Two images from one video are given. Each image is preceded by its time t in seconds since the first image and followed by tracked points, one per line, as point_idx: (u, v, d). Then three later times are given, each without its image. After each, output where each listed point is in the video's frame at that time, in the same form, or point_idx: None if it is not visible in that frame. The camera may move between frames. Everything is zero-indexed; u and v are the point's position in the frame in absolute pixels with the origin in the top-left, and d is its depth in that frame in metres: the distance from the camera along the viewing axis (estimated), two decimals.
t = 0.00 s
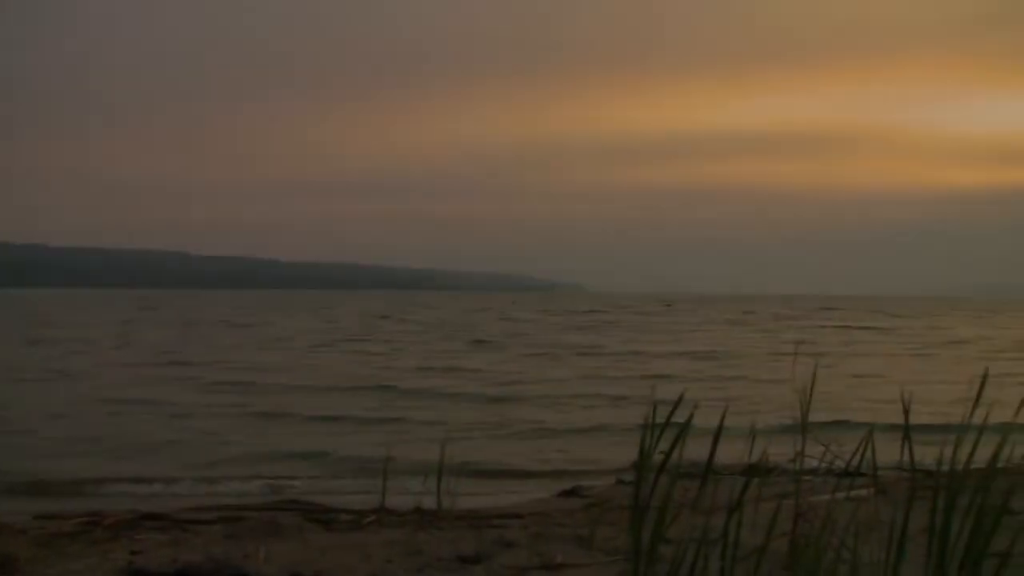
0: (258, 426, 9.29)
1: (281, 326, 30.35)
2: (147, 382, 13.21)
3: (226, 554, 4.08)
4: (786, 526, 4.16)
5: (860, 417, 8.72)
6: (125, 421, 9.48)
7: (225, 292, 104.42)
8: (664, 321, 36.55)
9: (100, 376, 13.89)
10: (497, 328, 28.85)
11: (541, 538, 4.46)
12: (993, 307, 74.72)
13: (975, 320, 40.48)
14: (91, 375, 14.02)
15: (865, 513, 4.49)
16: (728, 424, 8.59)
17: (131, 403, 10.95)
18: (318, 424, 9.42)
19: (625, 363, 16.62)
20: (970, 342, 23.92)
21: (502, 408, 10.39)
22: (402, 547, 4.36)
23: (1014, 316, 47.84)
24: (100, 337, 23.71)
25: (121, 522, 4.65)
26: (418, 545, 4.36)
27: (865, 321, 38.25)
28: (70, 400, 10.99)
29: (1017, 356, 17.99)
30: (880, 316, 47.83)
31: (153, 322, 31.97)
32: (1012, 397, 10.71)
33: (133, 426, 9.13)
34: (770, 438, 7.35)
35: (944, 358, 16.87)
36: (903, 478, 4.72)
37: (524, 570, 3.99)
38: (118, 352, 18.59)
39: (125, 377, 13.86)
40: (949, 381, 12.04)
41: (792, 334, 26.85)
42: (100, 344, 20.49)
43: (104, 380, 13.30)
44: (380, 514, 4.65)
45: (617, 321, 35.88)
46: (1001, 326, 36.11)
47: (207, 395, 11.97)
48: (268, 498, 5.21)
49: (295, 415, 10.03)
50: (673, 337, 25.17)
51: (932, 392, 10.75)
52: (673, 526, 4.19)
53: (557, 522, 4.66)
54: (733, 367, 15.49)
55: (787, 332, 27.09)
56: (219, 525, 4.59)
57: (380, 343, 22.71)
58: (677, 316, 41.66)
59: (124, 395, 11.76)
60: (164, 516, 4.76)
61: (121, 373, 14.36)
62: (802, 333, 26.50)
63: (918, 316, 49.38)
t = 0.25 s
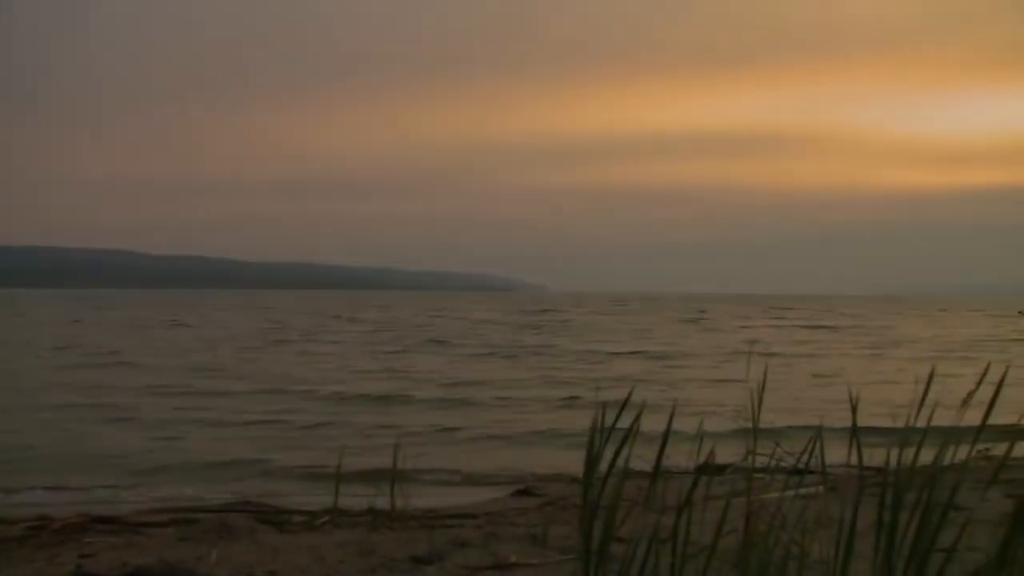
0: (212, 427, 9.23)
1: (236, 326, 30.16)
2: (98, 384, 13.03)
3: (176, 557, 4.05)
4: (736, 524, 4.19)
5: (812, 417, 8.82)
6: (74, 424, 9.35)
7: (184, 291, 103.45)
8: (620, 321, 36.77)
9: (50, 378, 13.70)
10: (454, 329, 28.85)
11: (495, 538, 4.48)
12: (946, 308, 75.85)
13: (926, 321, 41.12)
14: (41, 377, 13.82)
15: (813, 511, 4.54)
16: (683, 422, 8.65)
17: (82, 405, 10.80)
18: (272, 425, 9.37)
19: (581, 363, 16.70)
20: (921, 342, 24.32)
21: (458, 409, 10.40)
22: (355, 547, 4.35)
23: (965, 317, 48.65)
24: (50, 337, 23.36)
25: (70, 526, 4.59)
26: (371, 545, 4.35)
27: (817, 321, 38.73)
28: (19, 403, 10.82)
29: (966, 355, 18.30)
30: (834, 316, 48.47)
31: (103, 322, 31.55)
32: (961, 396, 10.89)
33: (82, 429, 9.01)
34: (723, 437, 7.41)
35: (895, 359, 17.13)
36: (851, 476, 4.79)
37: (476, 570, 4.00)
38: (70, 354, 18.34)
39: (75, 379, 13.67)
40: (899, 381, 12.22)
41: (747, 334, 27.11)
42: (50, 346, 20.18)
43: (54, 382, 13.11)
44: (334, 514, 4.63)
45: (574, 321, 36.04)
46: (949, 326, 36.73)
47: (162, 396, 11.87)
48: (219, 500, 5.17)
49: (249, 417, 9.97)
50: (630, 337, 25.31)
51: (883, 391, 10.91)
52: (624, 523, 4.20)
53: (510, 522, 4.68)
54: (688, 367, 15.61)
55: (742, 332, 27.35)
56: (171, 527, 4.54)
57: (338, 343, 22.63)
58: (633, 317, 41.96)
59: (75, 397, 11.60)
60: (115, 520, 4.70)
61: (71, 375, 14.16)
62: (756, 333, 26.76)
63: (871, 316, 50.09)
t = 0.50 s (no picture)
0: (172, 429, 9.16)
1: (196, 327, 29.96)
2: (56, 387, 12.87)
3: (133, 560, 4.02)
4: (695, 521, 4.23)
5: (771, 415, 8.92)
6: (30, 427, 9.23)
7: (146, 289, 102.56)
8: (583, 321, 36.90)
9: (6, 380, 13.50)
10: (415, 330, 28.82)
11: (456, 538, 4.48)
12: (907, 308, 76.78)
13: (884, 321, 41.65)
14: None
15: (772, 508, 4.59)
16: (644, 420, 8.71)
17: (38, 408, 10.66)
18: (233, 426, 9.32)
19: (544, 364, 16.76)
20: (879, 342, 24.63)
21: (420, 410, 10.40)
22: (316, 548, 4.34)
23: (924, 317, 49.34)
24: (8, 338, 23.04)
25: (25, 529, 4.53)
26: (332, 546, 4.35)
27: (778, 322, 39.10)
28: None
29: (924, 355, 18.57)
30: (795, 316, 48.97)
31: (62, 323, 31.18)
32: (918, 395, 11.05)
33: (39, 433, 8.90)
34: (683, 436, 7.48)
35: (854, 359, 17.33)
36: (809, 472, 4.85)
37: (436, 571, 4.01)
38: (27, 355, 18.09)
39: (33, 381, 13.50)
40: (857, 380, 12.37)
41: (708, 335, 27.30)
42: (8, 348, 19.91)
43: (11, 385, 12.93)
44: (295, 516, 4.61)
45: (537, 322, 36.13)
46: (906, 326, 37.22)
47: (121, 398, 11.76)
48: (178, 503, 5.14)
49: (209, 419, 9.91)
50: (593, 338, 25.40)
51: (842, 391, 11.04)
52: (585, 521, 4.23)
53: (471, 522, 4.68)
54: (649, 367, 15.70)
55: (703, 332, 27.54)
56: (129, 530, 4.50)
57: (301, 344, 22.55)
58: (595, 317, 42.15)
59: (32, 399, 11.46)
60: (71, 523, 4.65)
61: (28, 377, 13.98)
62: (717, 333, 26.98)
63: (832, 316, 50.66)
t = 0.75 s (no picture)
0: (127, 431, 9.08)
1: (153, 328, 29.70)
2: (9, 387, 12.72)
3: (85, 563, 4.00)
4: (648, 519, 4.26)
5: (727, 411, 9.00)
6: None
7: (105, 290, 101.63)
8: (544, 321, 37.01)
9: None
10: (375, 330, 28.73)
11: (412, 539, 4.48)
12: (867, 307, 77.65)
13: (842, 321, 42.15)
14: None
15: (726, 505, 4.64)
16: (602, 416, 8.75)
17: None
18: (189, 427, 9.26)
19: (504, 364, 16.79)
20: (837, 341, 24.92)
21: (378, 410, 10.39)
22: (271, 550, 4.31)
23: (882, 317, 50.00)
24: None
25: None
26: (287, 546, 4.34)
27: (736, 321, 39.45)
28: None
29: (880, 353, 18.82)
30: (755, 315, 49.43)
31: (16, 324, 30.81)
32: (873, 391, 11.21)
33: None
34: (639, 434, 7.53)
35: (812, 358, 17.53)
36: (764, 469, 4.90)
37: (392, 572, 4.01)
38: None
39: None
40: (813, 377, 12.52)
41: (669, 334, 27.47)
42: None
43: None
44: (250, 516, 4.60)
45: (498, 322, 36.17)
46: (861, 326, 37.68)
47: (76, 398, 11.64)
48: (131, 505, 5.10)
49: (165, 420, 9.83)
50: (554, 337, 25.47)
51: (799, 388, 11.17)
52: (538, 520, 4.26)
53: (427, 522, 4.68)
54: (608, 366, 15.77)
55: (663, 332, 27.71)
56: (82, 533, 4.48)
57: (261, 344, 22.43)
58: (556, 317, 42.30)
59: None
60: (24, 526, 4.61)
61: None
62: (677, 333, 27.16)
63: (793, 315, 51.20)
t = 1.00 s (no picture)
0: (89, 433, 8.99)
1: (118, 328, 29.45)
2: None
3: (43, 567, 3.96)
4: (609, 518, 4.29)
5: (691, 409, 9.06)
6: None
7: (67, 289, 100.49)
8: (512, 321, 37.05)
9: None
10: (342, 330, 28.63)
11: (374, 539, 4.48)
12: (835, 307, 78.29)
13: (808, 322, 42.51)
14: None
15: (687, 504, 4.67)
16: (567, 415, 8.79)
17: None
18: (151, 429, 9.19)
19: (471, 364, 16.81)
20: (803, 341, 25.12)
21: (339, 412, 10.36)
22: (233, 551, 4.29)
23: (849, 317, 50.48)
24: None
25: None
26: (248, 548, 4.33)
27: (704, 322, 39.67)
28: None
29: (845, 352, 19.00)
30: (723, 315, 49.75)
31: None
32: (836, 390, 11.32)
33: None
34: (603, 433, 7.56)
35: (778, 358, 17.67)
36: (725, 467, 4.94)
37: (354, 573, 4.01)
38: None
39: None
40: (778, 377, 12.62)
41: (636, 335, 27.57)
42: None
43: None
44: (211, 518, 4.58)
45: (465, 322, 36.17)
46: (826, 326, 38.01)
47: (32, 401, 11.50)
48: (89, 508, 5.06)
49: (127, 422, 9.75)
50: (523, 337, 25.51)
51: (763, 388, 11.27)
52: (499, 520, 4.27)
53: (389, 522, 4.68)
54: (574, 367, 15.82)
55: (631, 333, 27.82)
56: (40, 536, 4.44)
57: (227, 344, 22.30)
58: (525, 318, 42.37)
59: None
60: None
61: None
62: (644, 333, 27.28)
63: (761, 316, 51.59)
